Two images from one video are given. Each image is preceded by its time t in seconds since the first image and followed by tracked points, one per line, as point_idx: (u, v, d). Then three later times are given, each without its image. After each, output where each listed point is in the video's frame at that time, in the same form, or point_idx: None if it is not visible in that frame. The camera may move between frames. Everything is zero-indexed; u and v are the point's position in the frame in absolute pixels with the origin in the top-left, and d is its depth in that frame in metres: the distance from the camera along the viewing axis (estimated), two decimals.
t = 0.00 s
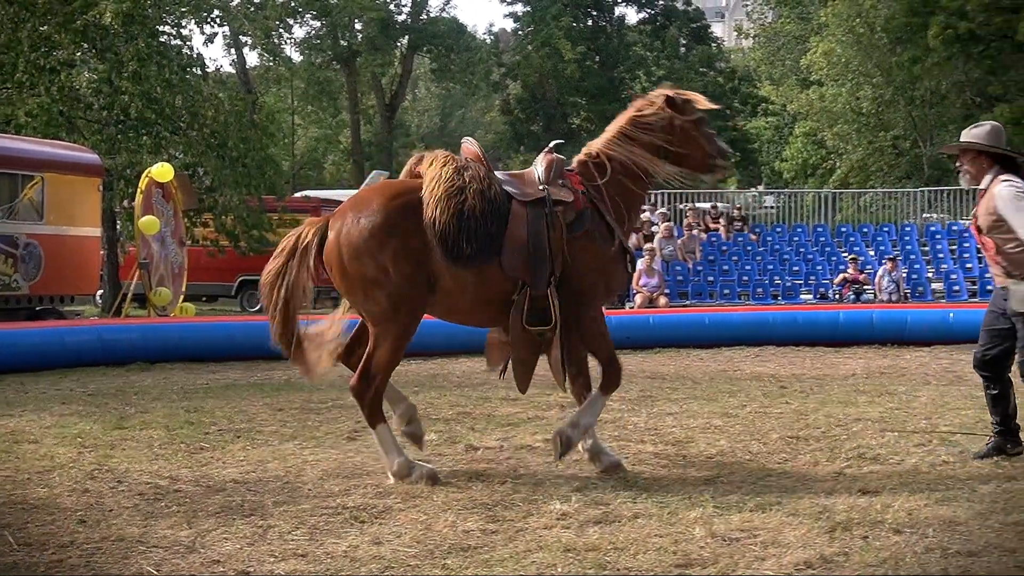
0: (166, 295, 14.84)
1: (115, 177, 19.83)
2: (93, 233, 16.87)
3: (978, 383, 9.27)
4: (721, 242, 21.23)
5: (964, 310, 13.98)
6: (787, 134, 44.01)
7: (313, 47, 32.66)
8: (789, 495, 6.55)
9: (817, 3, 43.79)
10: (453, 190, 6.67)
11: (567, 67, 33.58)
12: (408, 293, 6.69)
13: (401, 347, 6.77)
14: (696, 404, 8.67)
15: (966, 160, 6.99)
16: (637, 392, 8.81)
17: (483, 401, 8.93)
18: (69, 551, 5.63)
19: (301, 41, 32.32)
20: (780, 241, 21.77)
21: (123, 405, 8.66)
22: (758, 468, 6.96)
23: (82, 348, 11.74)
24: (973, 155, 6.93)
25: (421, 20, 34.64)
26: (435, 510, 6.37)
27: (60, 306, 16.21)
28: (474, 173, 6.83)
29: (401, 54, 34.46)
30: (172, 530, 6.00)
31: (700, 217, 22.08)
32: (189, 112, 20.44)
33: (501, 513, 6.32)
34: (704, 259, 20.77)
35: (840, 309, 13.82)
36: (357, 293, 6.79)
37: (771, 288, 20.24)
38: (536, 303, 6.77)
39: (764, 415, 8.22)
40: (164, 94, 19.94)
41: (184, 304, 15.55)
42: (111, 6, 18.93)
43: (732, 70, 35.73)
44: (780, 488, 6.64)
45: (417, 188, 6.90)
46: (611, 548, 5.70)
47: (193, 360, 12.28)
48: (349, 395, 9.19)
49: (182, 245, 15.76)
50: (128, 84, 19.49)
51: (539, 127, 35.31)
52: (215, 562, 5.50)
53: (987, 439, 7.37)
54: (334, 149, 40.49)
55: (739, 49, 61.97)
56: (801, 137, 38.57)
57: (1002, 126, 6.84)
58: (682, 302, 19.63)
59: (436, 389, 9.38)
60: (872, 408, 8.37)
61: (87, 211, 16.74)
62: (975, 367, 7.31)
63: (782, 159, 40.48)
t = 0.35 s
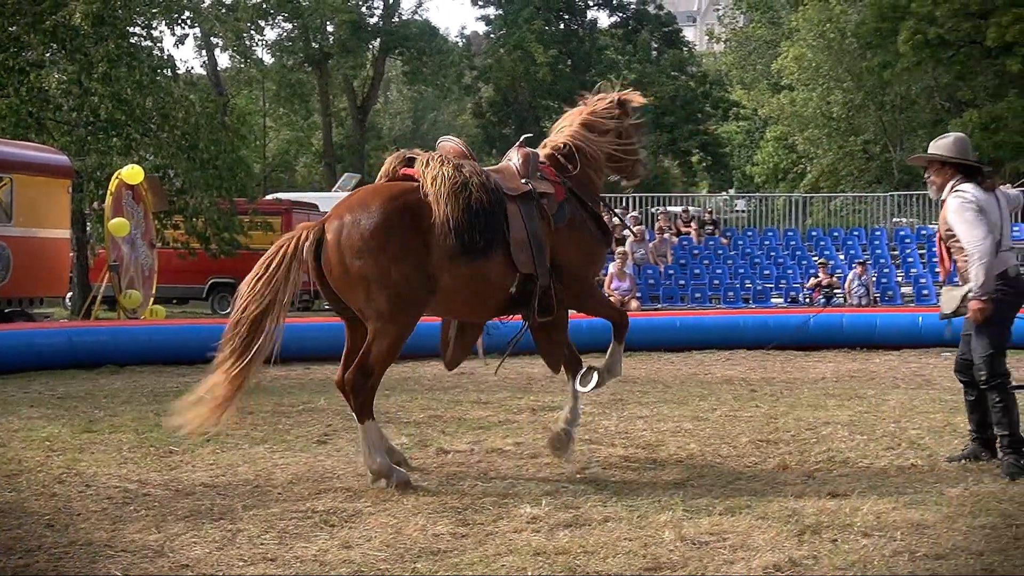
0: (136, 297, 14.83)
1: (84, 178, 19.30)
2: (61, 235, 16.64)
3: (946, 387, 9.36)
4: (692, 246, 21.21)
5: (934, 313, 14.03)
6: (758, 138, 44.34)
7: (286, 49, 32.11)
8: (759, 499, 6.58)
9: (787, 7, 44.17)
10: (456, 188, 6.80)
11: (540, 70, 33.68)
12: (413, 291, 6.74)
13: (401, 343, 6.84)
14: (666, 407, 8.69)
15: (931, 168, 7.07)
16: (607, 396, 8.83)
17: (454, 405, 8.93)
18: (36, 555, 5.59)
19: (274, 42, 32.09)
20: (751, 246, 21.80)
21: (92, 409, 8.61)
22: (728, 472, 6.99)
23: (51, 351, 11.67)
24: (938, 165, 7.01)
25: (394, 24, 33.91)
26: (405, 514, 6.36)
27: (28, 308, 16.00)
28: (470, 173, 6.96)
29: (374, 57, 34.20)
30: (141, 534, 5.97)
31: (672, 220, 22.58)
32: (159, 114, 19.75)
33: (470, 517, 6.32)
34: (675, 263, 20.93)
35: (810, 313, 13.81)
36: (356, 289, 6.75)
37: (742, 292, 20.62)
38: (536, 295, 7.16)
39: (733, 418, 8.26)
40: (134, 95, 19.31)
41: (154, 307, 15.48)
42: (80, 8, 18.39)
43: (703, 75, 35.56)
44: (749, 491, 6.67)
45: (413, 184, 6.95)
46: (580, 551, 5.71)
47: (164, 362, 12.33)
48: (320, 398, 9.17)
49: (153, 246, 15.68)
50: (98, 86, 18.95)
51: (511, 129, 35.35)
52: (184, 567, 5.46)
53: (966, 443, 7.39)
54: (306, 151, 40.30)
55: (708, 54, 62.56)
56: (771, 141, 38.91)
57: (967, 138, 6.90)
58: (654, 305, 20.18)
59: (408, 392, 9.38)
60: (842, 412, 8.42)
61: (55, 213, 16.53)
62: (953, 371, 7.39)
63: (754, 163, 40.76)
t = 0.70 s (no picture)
0: (113, 298, 14.74)
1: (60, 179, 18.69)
2: (36, 236, 16.08)
3: (925, 387, 9.39)
4: (673, 246, 21.33)
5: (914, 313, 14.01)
6: (738, 138, 44.53)
7: (265, 50, 31.95)
8: (738, 499, 6.57)
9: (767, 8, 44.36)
10: (459, 201, 6.84)
11: (519, 70, 33.50)
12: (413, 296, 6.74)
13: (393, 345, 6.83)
14: (646, 407, 8.70)
15: (908, 180, 7.13)
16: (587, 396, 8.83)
17: (434, 406, 8.91)
18: (12, 558, 5.55)
19: (253, 42, 31.87)
20: (731, 245, 21.97)
21: (69, 410, 8.56)
22: (708, 472, 6.99)
23: (28, 352, 11.64)
24: (914, 177, 7.07)
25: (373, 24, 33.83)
26: (384, 514, 6.34)
27: (6, 310, 15.80)
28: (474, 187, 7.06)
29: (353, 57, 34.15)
30: (118, 536, 5.94)
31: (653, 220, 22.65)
32: (137, 114, 19.32)
33: (450, 518, 6.31)
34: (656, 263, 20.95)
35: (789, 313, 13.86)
36: (352, 287, 6.68)
37: (723, 292, 20.67)
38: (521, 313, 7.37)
39: (713, 418, 8.27)
40: (111, 95, 18.93)
41: (132, 307, 15.40)
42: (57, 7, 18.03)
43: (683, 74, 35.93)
44: (729, 491, 6.68)
45: (414, 191, 6.96)
46: (560, 552, 5.70)
47: (142, 363, 12.22)
48: (299, 399, 9.14)
49: (131, 247, 15.59)
50: (76, 85, 18.59)
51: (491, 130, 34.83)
52: (161, 569, 5.43)
53: (946, 443, 7.41)
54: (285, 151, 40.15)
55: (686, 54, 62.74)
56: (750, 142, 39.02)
57: (941, 151, 6.96)
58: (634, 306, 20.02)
59: (387, 392, 9.38)
60: (821, 411, 8.44)
61: (31, 214, 15.99)
62: (931, 371, 7.33)
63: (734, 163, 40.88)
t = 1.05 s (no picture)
0: (98, 298, 14.65)
1: (45, 178, 18.40)
2: (23, 236, 15.58)
3: (908, 386, 9.43)
4: (659, 246, 21.77)
5: (901, 313, 13.96)
6: (723, 138, 44.63)
7: (249, 49, 31.87)
8: (723, 498, 6.59)
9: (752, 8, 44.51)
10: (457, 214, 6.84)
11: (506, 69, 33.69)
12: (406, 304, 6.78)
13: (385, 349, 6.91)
14: (631, 406, 8.72)
15: (894, 188, 7.15)
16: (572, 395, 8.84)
17: (419, 405, 8.91)
18: None
19: (237, 42, 31.78)
20: (716, 244, 22.09)
21: (53, 410, 8.52)
22: (694, 470, 7.01)
23: (12, 352, 11.60)
24: (900, 185, 7.11)
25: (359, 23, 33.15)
26: (369, 513, 6.34)
27: None
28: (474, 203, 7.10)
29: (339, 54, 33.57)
30: (103, 536, 5.92)
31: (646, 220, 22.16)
32: (122, 113, 19.26)
33: (435, 517, 6.32)
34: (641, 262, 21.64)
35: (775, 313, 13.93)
36: (351, 285, 6.74)
37: (707, 291, 20.62)
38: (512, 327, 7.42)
39: (698, 417, 8.30)
40: (96, 94, 18.87)
41: (117, 307, 15.36)
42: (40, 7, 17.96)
43: (668, 74, 35.91)
44: (714, 490, 6.69)
45: (416, 197, 6.98)
46: (545, 551, 5.71)
47: (127, 363, 12.20)
48: (284, 398, 9.12)
49: (115, 247, 15.60)
50: (59, 85, 18.50)
51: (477, 129, 34.89)
52: (146, 569, 5.43)
53: (930, 441, 7.43)
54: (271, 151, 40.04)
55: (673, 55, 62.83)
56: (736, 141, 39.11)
57: (926, 155, 7.03)
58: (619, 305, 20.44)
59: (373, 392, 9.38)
60: (805, 410, 8.47)
61: (16, 214, 15.49)
62: (915, 369, 7.32)
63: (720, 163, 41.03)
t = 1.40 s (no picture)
0: (92, 296, 14.51)
1: (39, 176, 18.33)
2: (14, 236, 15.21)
3: (902, 385, 9.45)
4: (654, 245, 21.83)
5: (895, 313, 14.04)
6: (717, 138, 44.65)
7: (243, 47, 31.80)
8: (717, 497, 6.61)
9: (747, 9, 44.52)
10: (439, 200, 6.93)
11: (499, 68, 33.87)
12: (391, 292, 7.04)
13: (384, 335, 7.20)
14: (626, 405, 8.73)
15: (901, 181, 7.15)
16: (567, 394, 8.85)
17: (414, 403, 8.92)
18: None
19: (231, 40, 31.70)
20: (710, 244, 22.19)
21: (47, 409, 8.51)
22: (688, 469, 7.03)
23: (6, 351, 11.58)
24: (908, 177, 7.11)
25: (353, 22, 33.28)
26: (363, 513, 6.34)
27: None
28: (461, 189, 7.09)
29: (334, 54, 33.66)
30: (97, 535, 5.92)
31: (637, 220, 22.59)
32: (116, 112, 19.20)
33: (430, 515, 6.33)
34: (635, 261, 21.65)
35: (771, 312, 13.98)
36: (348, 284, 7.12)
37: (702, 291, 20.63)
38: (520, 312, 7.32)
39: (692, 416, 8.32)
40: (91, 93, 18.78)
41: (111, 306, 15.33)
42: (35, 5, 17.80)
43: (663, 73, 35.90)
44: (707, 489, 6.70)
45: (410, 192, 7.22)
46: (540, 549, 5.72)
47: (120, 362, 12.20)
48: (279, 398, 9.12)
49: (109, 245, 15.62)
50: (53, 83, 18.34)
51: (471, 129, 35.05)
52: (141, 567, 5.44)
53: (922, 439, 7.46)
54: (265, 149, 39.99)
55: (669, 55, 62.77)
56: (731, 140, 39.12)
57: (933, 148, 7.05)
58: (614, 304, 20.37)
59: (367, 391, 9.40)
60: (799, 409, 8.50)
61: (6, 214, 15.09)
62: (910, 365, 7.26)
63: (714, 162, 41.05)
